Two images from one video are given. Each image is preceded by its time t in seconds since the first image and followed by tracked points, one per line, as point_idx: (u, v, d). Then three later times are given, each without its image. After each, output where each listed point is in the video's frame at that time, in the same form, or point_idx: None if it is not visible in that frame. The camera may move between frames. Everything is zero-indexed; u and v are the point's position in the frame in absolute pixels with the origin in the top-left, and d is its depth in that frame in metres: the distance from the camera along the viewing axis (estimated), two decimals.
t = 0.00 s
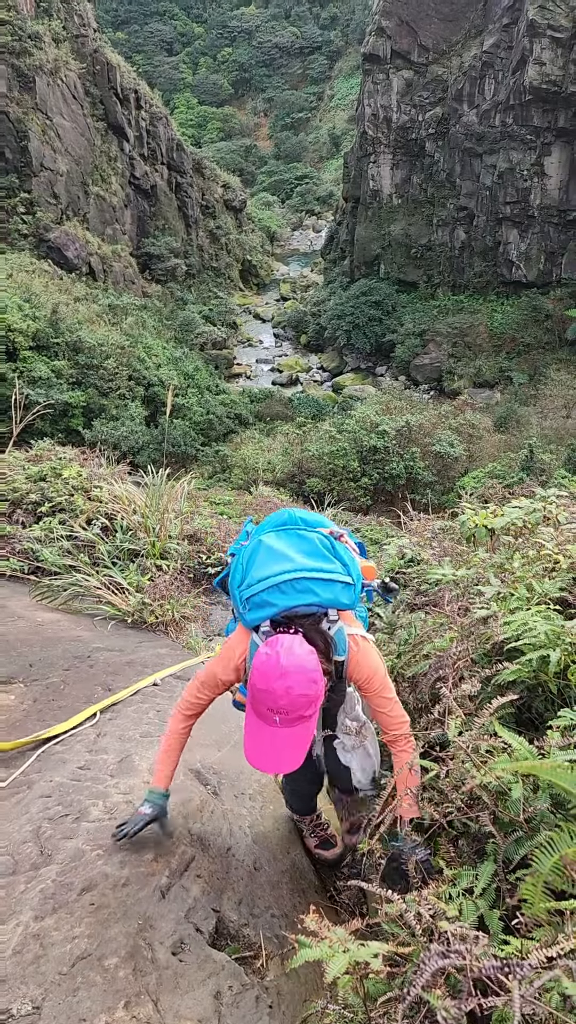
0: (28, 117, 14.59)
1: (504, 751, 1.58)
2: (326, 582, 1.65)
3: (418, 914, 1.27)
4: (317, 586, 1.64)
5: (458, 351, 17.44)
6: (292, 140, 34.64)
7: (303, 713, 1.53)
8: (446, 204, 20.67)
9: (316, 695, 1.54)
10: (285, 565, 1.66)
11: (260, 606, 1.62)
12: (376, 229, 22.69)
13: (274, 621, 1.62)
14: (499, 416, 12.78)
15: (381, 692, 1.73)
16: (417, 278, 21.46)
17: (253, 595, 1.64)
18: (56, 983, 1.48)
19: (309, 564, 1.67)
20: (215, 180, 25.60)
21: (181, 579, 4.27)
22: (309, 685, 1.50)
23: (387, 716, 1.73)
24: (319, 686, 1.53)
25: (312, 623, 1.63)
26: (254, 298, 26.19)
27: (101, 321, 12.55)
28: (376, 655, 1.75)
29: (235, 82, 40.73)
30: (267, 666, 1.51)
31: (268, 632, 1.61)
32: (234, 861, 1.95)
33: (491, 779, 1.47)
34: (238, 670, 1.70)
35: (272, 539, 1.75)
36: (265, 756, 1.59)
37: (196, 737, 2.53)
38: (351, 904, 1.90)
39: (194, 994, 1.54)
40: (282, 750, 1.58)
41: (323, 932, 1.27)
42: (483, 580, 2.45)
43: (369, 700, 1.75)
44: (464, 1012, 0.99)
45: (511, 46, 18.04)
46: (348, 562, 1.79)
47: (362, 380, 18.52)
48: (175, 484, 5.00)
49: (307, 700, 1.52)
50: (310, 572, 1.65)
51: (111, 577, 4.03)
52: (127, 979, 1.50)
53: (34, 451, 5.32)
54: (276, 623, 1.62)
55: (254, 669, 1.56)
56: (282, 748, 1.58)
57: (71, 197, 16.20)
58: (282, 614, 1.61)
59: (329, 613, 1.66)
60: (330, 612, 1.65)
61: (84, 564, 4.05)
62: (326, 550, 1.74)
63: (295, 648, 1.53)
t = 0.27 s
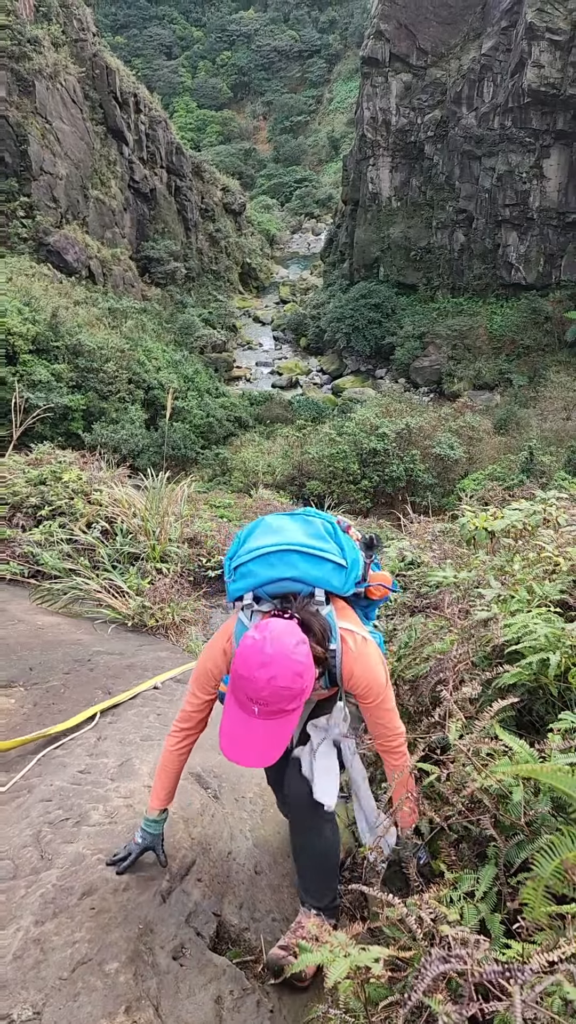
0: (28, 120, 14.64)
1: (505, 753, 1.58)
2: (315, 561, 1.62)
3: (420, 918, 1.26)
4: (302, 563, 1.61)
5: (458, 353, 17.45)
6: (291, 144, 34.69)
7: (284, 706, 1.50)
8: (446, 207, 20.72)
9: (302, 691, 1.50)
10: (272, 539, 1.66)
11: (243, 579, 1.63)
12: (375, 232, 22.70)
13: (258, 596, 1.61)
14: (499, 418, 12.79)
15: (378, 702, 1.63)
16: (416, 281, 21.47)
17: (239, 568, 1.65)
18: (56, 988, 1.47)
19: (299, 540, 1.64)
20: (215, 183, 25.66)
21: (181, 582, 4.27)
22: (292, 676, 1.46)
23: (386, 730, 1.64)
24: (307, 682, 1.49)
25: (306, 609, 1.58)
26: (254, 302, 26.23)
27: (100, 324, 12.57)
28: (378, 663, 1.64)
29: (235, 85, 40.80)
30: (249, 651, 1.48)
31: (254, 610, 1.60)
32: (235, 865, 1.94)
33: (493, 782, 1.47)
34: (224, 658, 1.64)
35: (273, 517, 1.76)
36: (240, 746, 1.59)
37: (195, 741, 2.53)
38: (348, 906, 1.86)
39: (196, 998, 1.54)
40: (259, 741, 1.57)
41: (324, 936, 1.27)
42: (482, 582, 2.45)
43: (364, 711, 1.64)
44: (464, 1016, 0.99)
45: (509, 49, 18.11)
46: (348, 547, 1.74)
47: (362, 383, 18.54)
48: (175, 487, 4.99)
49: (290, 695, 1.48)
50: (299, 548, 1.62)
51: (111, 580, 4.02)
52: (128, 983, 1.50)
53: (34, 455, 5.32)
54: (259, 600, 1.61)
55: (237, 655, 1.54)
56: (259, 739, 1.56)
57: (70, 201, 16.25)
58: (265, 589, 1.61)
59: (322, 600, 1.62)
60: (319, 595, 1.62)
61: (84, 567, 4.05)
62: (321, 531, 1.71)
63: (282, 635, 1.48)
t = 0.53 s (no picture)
0: (28, 125, 14.70)
1: (505, 756, 1.58)
2: (295, 578, 1.62)
3: (420, 924, 1.26)
4: (281, 579, 1.62)
5: (458, 356, 17.46)
6: (290, 148, 34.77)
7: (255, 695, 1.46)
8: (445, 210, 20.77)
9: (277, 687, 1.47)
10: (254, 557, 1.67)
11: (225, 597, 1.64)
12: (375, 235, 22.65)
13: (238, 612, 1.62)
14: (499, 421, 12.78)
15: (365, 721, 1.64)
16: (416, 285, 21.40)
17: (221, 586, 1.67)
18: (56, 992, 1.47)
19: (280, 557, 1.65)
20: (214, 187, 25.73)
21: (182, 585, 4.27)
22: (262, 663, 1.44)
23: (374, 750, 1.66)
24: (282, 679, 1.47)
25: (290, 621, 1.60)
26: (254, 305, 26.25)
27: (100, 328, 12.59)
28: (366, 681, 1.64)
29: (234, 90, 40.94)
30: (223, 645, 1.49)
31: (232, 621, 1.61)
32: (236, 870, 1.94)
33: (492, 786, 1.47)
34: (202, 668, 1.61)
35: (261, 537, 1.77)
36: (207, 744, 1.50)
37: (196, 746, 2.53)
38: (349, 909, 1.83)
39: (196, 1005, 1.53)
40: (227, 740, 1.48)
41: (324, 942, 1.27)
42: (483, 585, 2.45)
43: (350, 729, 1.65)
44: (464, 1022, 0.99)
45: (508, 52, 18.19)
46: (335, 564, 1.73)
47: (362, 386, 18.54)
48: (175, 491, 5.00)
49: (261, 688, 1.45)
50: (278, 564, 1.63)
51: (112, 584, 4.02)
52: (127, 988, 1.50)
53: (34, 459, 5.32)
54: (241, 615, 1.62)
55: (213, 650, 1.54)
56: (226, 737, 1.48)
57: (71, 205, 16.30)
58: (244, 606, 1.61)
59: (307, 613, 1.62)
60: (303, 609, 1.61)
61: (84, 571, 4.05)
62: (306, 549, 1.71)
63: (257, 630, 1.49)
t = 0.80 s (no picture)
0: (28, 129, 14.75)
1: (505, 762, 1.58)
2: (282, 564, 1.62)
3: (420, 930, 1.26)
4: (268, 567, 1.62)
5: (457, 359, 17.47)
6: (290, 151, 34.83)
7: (224, 689, 1.46)
8: (444, 213, 20.82)
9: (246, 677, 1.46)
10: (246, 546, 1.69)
11: (215, 583, 1.66)
12: (375, 239, 22.74)
13: (226, 596, 1.64)
14: (499, 424, 12.78)
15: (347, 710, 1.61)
16: (416, 288, 21.41)
17: (213, 572, 1.69)
18: (56, 1001, 1.47)
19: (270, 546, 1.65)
20: (214, 190, 25.78)
21: (182, 589, 4.26)
22: (229, 658, 1.44)
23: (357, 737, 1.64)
24: (254, 671, 1.46)
25: (268, 610, 1.59)
26: (253, 308, 26.26)
27: (100, 331, 12.60)
28: (349, 671, 1.61)
29: (234, 94, 41.03)
30: (195, 634, 1.49)
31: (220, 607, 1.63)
32: (235, 876, 1.94)
33: (492, 792, 1.47)
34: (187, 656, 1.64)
35: (257, 526, 1.78)
36: (184, 736, 1.53)
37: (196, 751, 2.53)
38: (351, 913, 1.80)
39: (196, 1012, 1.53)
40: (202, 731, 1.51)
41: (323, 949, 1.26)
42: (483, 590, 2.45)
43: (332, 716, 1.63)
44: None
45: (507, 56, 18.25)
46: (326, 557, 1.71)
47: (361, 389, 18.55)
48: (175, 494, 4.99)
49: (232, 680, 1.45)
50: (266, 551, 1.63)
51: (112, 588, 4.02)
52: (127, 996, 1.49)
53: (34, 463, 5.32)
54: (229, 600, 1.64)
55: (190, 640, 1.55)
56: (201, 729, 1.51)
57: (70, 209, 16.33)
58: (231, 592, 1.62)
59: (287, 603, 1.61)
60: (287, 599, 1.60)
61: (84, 575, 4.05)
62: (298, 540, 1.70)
63: (229, 622, 1.48)
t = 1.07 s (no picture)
0: (27, 132, 14.79)
1: (505, 764, 1.58)
2: (258, 549, 1.66)
3: (420, 933, 1.26)
4: (244, 552, 1.66)
5: (457, 361, 17.47)
6: (289, 154, 34.89)
7: (203, 656, 1.48)
8: (444, 216, 20.86)
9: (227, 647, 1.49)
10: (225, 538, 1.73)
11: (194, 572, 1.69)
12: (374, 241, 22.78)
13: (205, 585, 1.66)
14: (499, 426, 12.78)
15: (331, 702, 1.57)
16: (415, 290, 21.49)
17: (192, 562, 1.72)
18: (56, 1004, 1.46)
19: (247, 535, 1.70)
20: (213, 193, 25.84)
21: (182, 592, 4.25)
22: (209, 624, 1.47)
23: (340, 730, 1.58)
24: (233, 645, 1.48)
25: (246, 594, 1.62)
26: (253, 311, 26.27)
27: (100, 334, 12.61)
28: (328, 656, 1.59)
29: (233, 97, 41.15)
30: (177, 608, 1.53)
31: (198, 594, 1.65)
32: (235, 879, 1.93)
33: (492, 795, 1.47)
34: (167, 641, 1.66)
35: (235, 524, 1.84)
36: (159, 707, 1.53)
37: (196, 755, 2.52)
38: (351, 918, 1.81)
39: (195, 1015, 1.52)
40: (178, 703, 1.51)
41: (322, 950, 1.26)
42: (483, 592, 2.46)
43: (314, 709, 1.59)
44: None
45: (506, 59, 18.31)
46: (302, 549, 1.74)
47: (361, 392, 18.55)
48: (174, 497, 4.98)
49: (211, 649, 1.47)
50: (243, 539, 1.68)
51: (111, 591, 4.01)
52: (127, 999, 1.49)
53: (33, 466, 5.31)
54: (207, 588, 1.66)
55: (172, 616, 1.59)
56: (178, 700, 1.50)
57: (70, 212, 16.36)
58: (210, 578, 1.65)
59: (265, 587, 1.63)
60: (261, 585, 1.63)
61: (83, 578, 4.04)
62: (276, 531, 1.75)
63: (210, 598, 1.53)
